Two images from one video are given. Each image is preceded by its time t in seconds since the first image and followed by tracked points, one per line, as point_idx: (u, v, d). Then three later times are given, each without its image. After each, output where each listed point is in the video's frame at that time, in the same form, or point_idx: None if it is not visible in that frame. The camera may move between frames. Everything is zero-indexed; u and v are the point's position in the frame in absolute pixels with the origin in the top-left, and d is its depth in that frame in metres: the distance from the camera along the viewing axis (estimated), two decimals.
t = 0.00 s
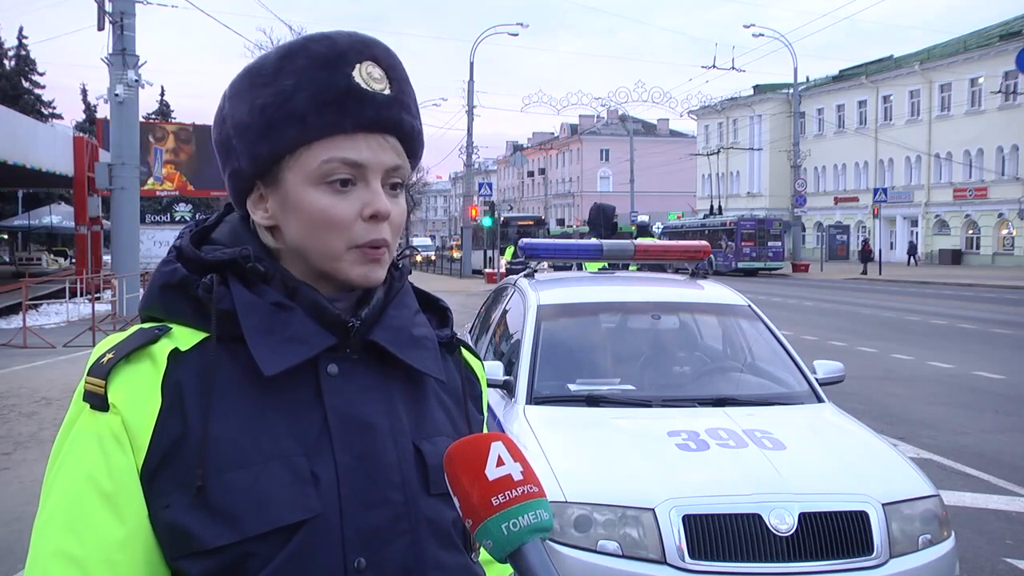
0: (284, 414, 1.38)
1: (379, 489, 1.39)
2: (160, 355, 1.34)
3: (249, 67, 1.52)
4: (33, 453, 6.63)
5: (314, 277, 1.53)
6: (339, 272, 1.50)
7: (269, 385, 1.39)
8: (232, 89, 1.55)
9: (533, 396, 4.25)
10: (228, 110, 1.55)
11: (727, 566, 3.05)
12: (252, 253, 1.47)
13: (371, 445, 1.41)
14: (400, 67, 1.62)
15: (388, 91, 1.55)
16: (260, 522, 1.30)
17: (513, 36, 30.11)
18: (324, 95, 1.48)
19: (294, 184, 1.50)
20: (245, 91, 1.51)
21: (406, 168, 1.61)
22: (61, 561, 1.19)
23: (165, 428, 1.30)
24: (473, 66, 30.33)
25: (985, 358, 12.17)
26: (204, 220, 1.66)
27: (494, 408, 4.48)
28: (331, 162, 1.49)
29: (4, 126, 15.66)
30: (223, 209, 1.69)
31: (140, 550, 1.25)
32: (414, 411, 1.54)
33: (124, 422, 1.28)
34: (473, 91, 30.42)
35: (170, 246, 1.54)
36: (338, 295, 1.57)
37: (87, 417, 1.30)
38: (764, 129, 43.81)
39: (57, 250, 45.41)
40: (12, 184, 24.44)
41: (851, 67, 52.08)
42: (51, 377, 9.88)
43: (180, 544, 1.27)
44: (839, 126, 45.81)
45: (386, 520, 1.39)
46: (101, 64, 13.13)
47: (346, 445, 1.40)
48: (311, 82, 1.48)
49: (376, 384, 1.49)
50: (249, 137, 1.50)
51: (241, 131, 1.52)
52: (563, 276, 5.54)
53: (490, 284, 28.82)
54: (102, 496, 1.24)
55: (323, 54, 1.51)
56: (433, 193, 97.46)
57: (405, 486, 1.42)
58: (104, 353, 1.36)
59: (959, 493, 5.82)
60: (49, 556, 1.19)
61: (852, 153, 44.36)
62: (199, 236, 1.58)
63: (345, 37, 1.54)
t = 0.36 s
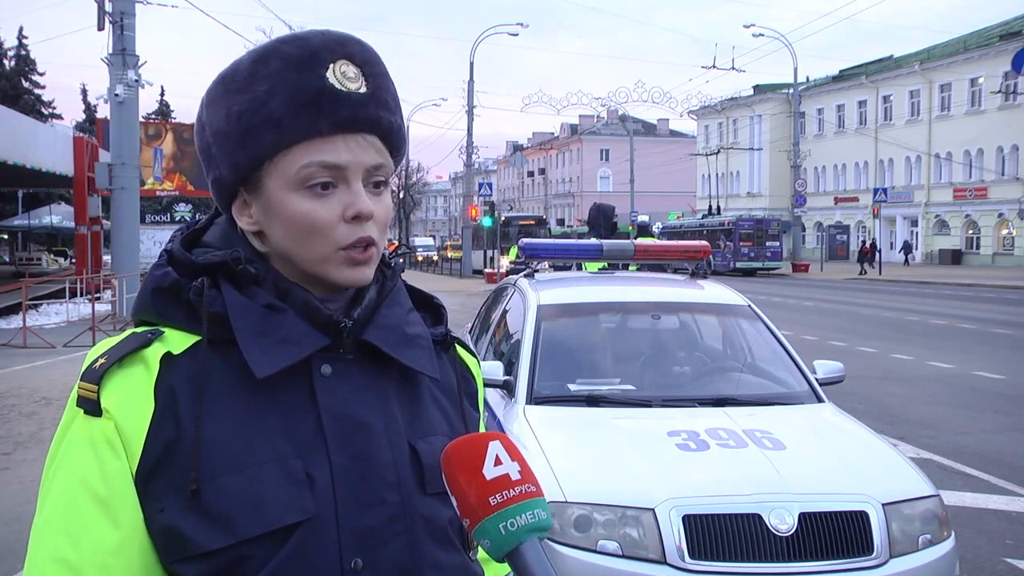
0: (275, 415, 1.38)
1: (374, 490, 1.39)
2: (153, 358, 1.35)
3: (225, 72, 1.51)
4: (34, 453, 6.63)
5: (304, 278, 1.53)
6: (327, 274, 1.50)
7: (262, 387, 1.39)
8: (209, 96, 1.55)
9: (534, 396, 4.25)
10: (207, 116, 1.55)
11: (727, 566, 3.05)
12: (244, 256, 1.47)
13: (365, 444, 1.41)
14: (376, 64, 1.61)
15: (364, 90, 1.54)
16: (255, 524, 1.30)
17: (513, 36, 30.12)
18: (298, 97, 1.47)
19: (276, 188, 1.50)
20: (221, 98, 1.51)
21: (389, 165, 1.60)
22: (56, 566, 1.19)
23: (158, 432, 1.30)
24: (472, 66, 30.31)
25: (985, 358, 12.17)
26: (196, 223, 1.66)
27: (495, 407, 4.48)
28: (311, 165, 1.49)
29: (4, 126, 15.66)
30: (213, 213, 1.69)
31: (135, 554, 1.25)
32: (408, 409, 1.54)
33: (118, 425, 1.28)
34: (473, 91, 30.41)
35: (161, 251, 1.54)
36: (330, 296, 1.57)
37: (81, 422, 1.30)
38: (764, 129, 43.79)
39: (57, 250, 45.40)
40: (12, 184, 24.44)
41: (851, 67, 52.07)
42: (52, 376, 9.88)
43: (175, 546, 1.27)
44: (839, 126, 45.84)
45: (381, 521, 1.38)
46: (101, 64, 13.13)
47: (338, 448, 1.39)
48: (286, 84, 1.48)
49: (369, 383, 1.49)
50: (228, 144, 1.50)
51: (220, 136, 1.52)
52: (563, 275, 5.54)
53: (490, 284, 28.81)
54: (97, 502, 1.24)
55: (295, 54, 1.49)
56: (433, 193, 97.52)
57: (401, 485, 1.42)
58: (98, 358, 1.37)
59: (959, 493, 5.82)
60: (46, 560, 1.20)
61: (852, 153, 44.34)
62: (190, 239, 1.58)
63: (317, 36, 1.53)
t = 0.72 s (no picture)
0: (278, 414, 1.38)
1: (376, 489, 1.39)
2: (156, 358, 1.34)
3: (228, 72, 1.51)
4: (33, 453, 6.62)
5: (307, 278, 1.53)
6: (330, 273, 1.50)
7: (265, 386, 1.39)
8: (212, 96, 1.54)
9: (534, 396, 4.25)
10: (210, 115, 1.55)
11: (727, 566, 3.05)
12: (246, 256, 1.47)
13: (367, 444, 1.41)
14: (381, 64, 1.61)
15: (368, 90, 1.55)
16: (258, 523, 1.30)
17: (513, 36, 30.15)
18: (303, 95, 1.47)
19: (279, 187, 1.50)
20: (225, 97, 1.51)
21: (392, 165, 1.61)
22: (60, 564, 1.19)
23: (161, 431, 1.30)
24: (472, 66, 30.33)
25: (985, 358, 12.17)
26: (198, 223, 1.66)
27: (495, 407, 4.48)
28: (314, 165, 1.49)
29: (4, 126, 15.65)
30: (216, 212, 1.69)
31: (137, 551, 1.25)
32: (410, 409, 1.54)
33: (120, 425, 1.28)
34: (473, 91, 30.42)
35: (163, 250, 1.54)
36: (331, 295, 1.57)
37: (83, 421, 1.30)
38: (763, 129, 43.81)
39: (57, 250, 45.40)
40: (12, 184, 24.43)
41: (851, 67, 52.08)
42: (51, 376, 9.87)
43: (178, 546, 1.27)
44: (839, 126, 45.85)
45: (384, 521, 1.39)
46: (101, 64, 13.12)
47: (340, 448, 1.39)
48: (290, 84, 1.48)
49: (371, 383, 1.49)
50: (231, 143, 1.50)
51: (224, 135, 1.52)
52: (563, 275, 5.54)
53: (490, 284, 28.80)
54: (101, 501, 1.24)
55: (300, 54, 1.50)
56: (432, 193, 97.56)
57: (403, 484, 1.42)
58: (100, 358, 1.36)
59: (959, 493, 5.82)
60: (49, 559, 1.19)
61: (852, 153, 44.35)
62: (193, 238, 1.58)
63: (322, 35, 1.53)
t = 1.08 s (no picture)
0: (281, 416, 1.38)
1: (378, 489, 1.39)
2: (159, 356, 1.34)
3: (228, 78, 1.51)
4: (34, 453, 6.63)
5: (309, 282, 1.53)
6: (332, 278, 1.50)
7: (268, 387, 1.39)
8: (214, 102, 1.55)
9: (534, 396, 4.25)
10: (213, 119, 1.55)
11: (727, 566, 3.05)
12: (249, 256, 1.48)
13: (370, 443, 1.41)
14: (382, 67, 1.61)
15: (371, 93, 1.54)
16: (260, 522, 1.30)
17: (513, 36, 30.18)
18: (305, 103, 1.47)
19: (282, 193, 1.50)
20: (226, 103, 1.51)
21: (397, 169, 1.60)
22: (65, 565, 1.19)
23: (166, 430, 1.29)
24: (472, 66, 30.35)
25: (985, 358, 12.16)
26: (199, 223, 1.66)
27: (495, 408, 4.48)
28: (316, 172, 1.49)
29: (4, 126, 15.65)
30: (218, 213, 1.70)
31: (141, 548, 1.25)
32: (412, 410, 1.54)
33: (124, 423, 1.28)
34: (473, 91, 30.43)
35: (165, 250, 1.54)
36: (335, 298, 1.57)
37: (87, 420, 1.30)
38: (763, 129, 43.80)
39: (57, 250, 45.41)
40: (12, 184, 24.43)
41: (851, 67, 52.07)
42: (52, 377, 9.88)
43: (182, 547, 1.27)
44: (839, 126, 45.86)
45: (386, 521, 1.39)
46: (101, 64, 13.12)
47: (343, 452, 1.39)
48: (292, 90, 1.48)
49: (375, 383, 1.49)
50: (233, 148, 1.50)
51: (226, 141, 1.51)
52: (563, 275, 5.54)
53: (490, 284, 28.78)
54: (104, 500, 1.24)
55: (300, 60, 1.49)
56: (432, 194, 97.54)
57: (406, 484, 1.42)
58: (103, 357, 1.37)
59: (959, 493, 5.81)
60: (53, 559, 1.19)
61: (852, 153, 44.36)
62: (195, 239, 1.59)
63: (323, 40, 1.53)
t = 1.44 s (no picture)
0: (285, 413, 1.38)
1: (382, 487, 1.39)
2: (161, 358, 1.34)
3: (226, 76, 1.51)
4: (33, 453, 6.63)
5: (312, 279, 1.53)
6: (334, 274, 1.50)
7: (270, 385, 1.39)
8: (210, 103, 1.55)
9: (534, 396, 4.25)
10: (210, 121, 1.55)
11: (727, 566, 3.05)
12: (251, 256, 1.48)
13: (372, 442, 1.41)
14: (378, 63, 1.61)
15: (367, 89, 1.54)
16: (263, 522, 1.30)
17: (513, 36, 30.20)
18: (302, 99, 1.47)
19: (281, 191, 1.50)
20: (223, 102, 1.51)
21: (394, 164, 1.60)
22: (67, 564, 1.18)
23: (167, 429, 1.29)
24: (472, 66, 30.36)
25: (985, 358, 12.16)
26: (199, 223, 1.66)
27: (495, 408, 4.48)
28: (315, 168, 1.49)
29: (4, 127, 15.65)
30: (218, 214, 1.70)
31: (145, 547, 1.25)
32: (414, 408, 1.54)
33: (126, 424, 1.28)
34: (473, 91, 30.42)
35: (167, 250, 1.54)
36: (338, 296, 1.57)
37: (89, 421, 1.30)
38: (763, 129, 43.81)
39: (58, 250, 45.41)
40: (13, 184, 24.43)
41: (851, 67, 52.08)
42: (51, 377, 9.87)
43: (184, 546, 1.26)
44: (839, 126, 45.89)
45: (389, 520, 1.39)
46: (101, 64, 13.12)
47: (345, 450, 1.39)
48: (288, 87, 1.47)
49: (377, 381, 1.49)
50: (232, 147, 1.50)
51: (225, 140, 1.51)
52: (563, 275, 5.54)
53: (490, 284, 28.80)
54: (106, 500, 1.23)
55: (296, 56, 1.49)
56: (432, 194, 97.60)
57: (409, 483, 1.42)
58: (105, 358, 1.36)
59: (959, 493, 5.81)
60: (54, 559, 1.19)
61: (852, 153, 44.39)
62: (196, 239, 1.59)
63: (320, 36, 1.53)
